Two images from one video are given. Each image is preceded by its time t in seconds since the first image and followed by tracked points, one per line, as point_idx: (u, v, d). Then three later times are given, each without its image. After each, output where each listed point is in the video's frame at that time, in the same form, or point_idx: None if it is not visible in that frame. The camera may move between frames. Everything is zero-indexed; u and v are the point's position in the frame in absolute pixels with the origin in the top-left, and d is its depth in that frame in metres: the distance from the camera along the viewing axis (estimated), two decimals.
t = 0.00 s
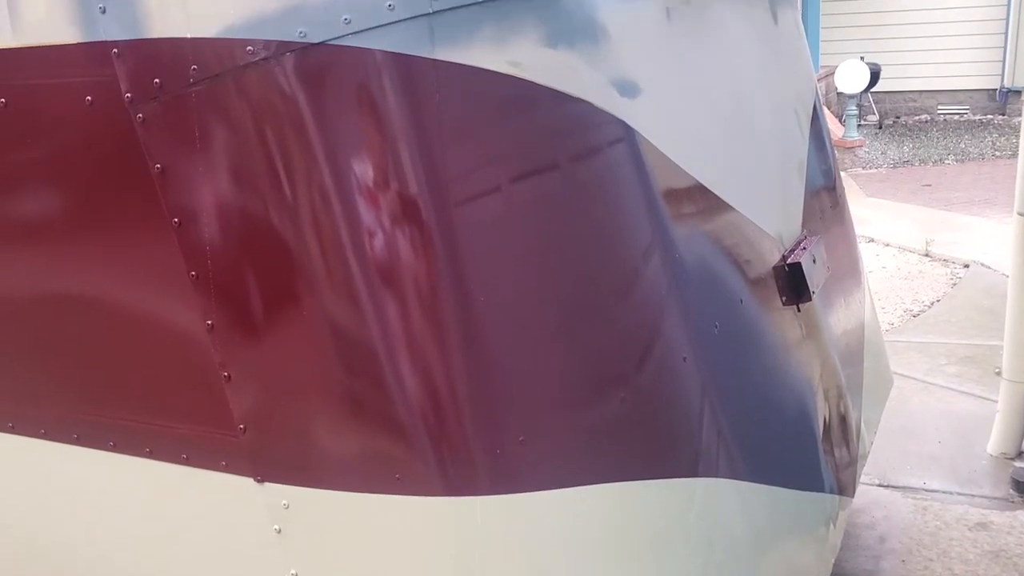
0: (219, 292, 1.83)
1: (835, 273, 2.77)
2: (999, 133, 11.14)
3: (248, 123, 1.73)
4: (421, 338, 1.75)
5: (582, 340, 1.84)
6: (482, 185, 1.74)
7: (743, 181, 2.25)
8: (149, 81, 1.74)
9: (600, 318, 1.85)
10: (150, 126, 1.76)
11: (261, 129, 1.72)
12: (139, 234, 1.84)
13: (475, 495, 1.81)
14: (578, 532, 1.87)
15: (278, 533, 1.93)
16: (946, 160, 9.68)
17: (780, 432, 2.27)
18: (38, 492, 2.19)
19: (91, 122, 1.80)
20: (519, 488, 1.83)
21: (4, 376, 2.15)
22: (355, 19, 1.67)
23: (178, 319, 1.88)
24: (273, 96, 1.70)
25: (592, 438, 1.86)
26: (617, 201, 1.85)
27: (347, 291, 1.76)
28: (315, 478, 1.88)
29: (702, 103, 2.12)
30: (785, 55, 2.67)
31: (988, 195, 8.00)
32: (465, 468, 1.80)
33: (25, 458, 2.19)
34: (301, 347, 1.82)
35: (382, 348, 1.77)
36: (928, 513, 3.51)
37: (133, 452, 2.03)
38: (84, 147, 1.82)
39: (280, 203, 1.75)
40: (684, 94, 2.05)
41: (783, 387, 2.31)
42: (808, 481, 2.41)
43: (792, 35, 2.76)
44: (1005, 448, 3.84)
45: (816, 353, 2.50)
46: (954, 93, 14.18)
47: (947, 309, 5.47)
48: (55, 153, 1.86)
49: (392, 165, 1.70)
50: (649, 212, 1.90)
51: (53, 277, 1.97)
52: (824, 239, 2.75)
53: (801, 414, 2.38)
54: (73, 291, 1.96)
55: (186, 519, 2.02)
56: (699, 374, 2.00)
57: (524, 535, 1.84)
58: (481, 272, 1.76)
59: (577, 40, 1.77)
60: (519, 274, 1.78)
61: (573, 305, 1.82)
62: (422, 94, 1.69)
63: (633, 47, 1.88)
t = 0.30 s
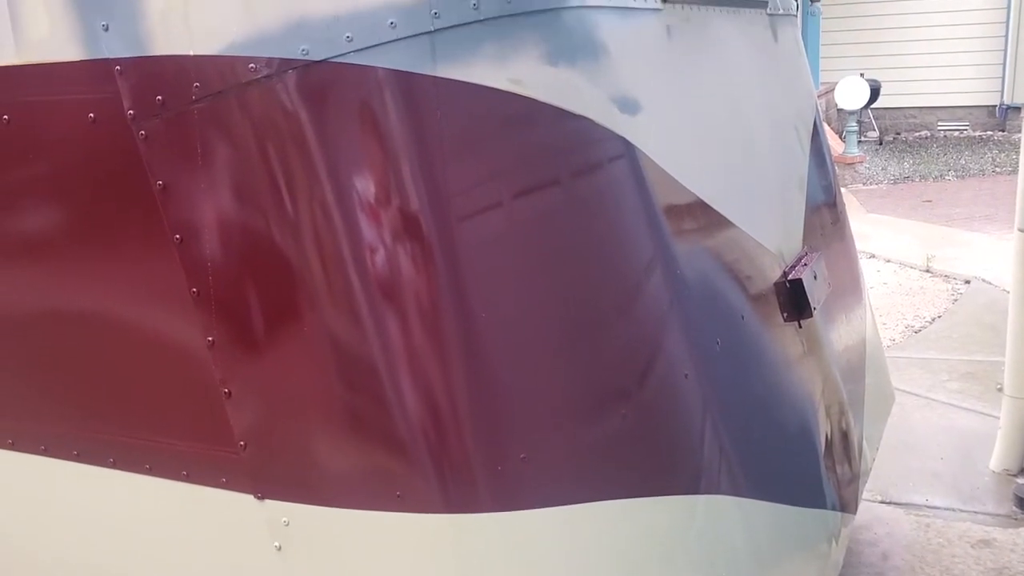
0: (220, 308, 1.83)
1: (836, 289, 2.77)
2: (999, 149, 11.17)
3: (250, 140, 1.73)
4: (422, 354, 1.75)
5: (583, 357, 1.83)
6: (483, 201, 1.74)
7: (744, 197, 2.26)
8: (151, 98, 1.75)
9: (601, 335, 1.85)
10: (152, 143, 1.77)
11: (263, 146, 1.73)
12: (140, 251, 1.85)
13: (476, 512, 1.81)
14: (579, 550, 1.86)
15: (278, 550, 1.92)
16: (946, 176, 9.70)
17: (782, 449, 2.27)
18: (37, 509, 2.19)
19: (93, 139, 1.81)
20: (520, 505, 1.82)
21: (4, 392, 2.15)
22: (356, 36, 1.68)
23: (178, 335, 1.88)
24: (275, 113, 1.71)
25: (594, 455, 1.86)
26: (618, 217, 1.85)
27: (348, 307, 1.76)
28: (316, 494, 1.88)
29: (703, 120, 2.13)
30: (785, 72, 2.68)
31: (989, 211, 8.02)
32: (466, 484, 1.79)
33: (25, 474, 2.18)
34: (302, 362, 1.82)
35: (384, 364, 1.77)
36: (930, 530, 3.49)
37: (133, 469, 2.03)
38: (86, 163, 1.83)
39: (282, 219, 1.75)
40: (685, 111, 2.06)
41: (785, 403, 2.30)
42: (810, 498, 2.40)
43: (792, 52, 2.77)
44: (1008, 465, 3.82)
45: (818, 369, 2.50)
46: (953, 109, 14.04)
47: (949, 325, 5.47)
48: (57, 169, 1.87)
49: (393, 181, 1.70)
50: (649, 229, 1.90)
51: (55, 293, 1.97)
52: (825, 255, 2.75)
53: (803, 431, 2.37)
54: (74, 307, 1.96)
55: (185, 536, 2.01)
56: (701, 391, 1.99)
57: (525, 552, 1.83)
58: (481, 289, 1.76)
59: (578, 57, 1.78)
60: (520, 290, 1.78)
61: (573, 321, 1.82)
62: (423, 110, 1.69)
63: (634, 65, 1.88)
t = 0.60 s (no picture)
0: (222, 326, 1.83)
1: (837, 307, 2.76)
2: (1000, 167, 11.19)
3: (252, 157, 1.74)
4: (424, 372, 1.75)
5: (584, 375, 1.83)
6: (485, 218, 1.75)
7: (745, 215, 2.26)
8: (154, 117, 1.75)
9: (602, 352, 1.84)
10: (155, 161, 1.77)
11: (265, 163, 1.73)
12: (142, 268, 1.85)
13: (477, 530, 1.80)
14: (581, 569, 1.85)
15: (278, 569, 1.91)
16: (947, 194, 9.71)
17: (784, 468, 2.26)
18: (37, 527, 2.18)
19: (96, 157, 1.81)
20: (520, 523, 1.81)
21: (5, 410, 2.14)
22: (358, 55, 1.69)
23: (179, 353, 1.88)
24: (277, 131, 1.72)
25: (595, 474, 1.85)
26: (619, 234, 1.85)
27: (349, 324, 1.77)
28: (316, 513, 1.87)
29: (703, 138, 2.13)
30: (785, 91, 2.70)
31: (990, 229, 8.02)
32: (467, 503, 1.79)
33: (24, 492, 2.17)
34: (303, 380, 1.82)
35: (384, 382, 1.77)
36: (934, 550, 3.47)
37: (133, 487, 2.02)
38: (89, 181, 1.83)
39: (283, 237, 1.76)
40: (685, 129, 2.06)
41: (787, 422, 2.29)
42: (812, 517, 2.39)
43: (791, 72, 2.78)
44: (1011, 485, 3.81)
45: (819, 387, 2.49)
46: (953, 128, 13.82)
47: (951, 344, 5.46)
48: (60, 187, 1.87)
49: (395, 199, 1.71)
50: (650, 246, 1.90)
51: (56, 310, 1.97)
52: (826, 273, 2.75)
53: (805, 449, 2.36)
54: (75, 325, 1.96)
55: (185, 555, 2.00)
56: (703, 409, 1.98)
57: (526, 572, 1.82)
58: (483, 306, 1.76)
59: (579, 76, 1.78)
60: (521, 308, 1.78)
61: (575, 339, 1.82)
62: (425, 129, 1.70)
63: (634, 83, 1.89)
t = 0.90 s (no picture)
0: (223, 347, 1.83)
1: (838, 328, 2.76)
2: (1000, 188, 11.21)
3: (254, 179, 1.74)
4: (425, 394, 1.75)
5: (584, 396, 1.83)
6: (486, 239, 1.75)
7: (747, 237, 2.26)
8: (157, 139, 1.76)
9: (603, 373, 1.84)
10: (157, 184, 1.78)
11: (267, 185, 1.74)
12: (144, 290, 1.85)
13: (478, 553, 1.79)
14: None
15: None
16: (947, 215, 9.73)
17: (786, 490, 2.25)
18: (36, 550, 2.17)
19: (98, 179, 1.82)
20: (521, 546, 1.80)
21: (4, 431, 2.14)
22: (361, 78, 1.70)
23: (180, 374, 1.88)
24: (279, 153, 1.72)
25: (597, 496, 1.84)
26: (620, 255, 1.85)
27: (350, 345, 1.77)
28: (317, 534, 1.87)
29: (704, 160, 2.14)
30: (784, 113, 2.71)
31: (990, 249, 8.03)
32: (468, 525, 1.78)
33: (24, 515, 2.17)
34: (304, 401, 1.82)
35: (385, 403, 1.77)
36: (937, 573, 3.45)
37: (133, 509, 2.02)
38: (91, 203, 1.84)
39: (285, 258, 1.76)
40: (686, 152, 2.07)
41: (788, 443, 2.29)
42: (815, 539, 2.37)
43: (791, 95, 2.80)
44: (1015, 507, 3.79)
45: (821, 408, 2.49)
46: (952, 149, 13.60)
47: (952, 365, 5.45)
48: (61, 209, 1.87)
49: (396, 220, 1.71)
50: (651, 267, 1.90)
51: (57, 331, 1.97)
52: (827, 294, 2.75)
53: (807, 471, 2.35)
54: (76, 346, 1.96)
55: None
56: (705, 431, 1.97)
57: None
58: (484, 327, 1.76)
59: (580, 98, 1.79)
60: (522, 328, 1.78)
61: (576, 360, 1.82)
62: (426, 151, 1.71)
63: (634, 106, 1.89)
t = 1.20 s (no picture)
0: (223, 366, 1.83)
1: (839, 348, 2.76)
2: (1000, 207, 11.22)
3: (256, 198, 1.75)
4: (425, 414, 1.75)
5: (585, 415, 1.82)
6: (486, 258, 1.75)
7: (747, 256, 2.26)
8: (159, 159, 1.77)
9: (604, 392, 1.84)
10: (158, 204, 1.78)
11: (268, 204, 1.75)
12: (144, 310, 1.85)
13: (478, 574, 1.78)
14: None
15: None
16: (947, 234, 9.74)
17: (787, 510, 2.24)
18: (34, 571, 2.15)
19: (99, 199, 1.82)
20: (521, 567, 1.80)
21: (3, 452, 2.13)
22: (362, 99, 1.71)
23: (180, 393, 1.87)
24: (280, 172, 1.73)
25: (597, 516, 1.84)
26: (621, 274, 1.85)
27: (350, 364, 1.77)
28: (317, 554, 1.87)
29: (703, 180, 2.15)
30: (783, 133, 2.72)
31: (990, 269, 8.03)
32: (467, 545, 1.78)
33: (22, 535, 2.15)
34: (304, 420, 1.81)
35: (384, 422, 1.77)
36: None
37: (133, 530, 2.01)
38: (92, 222, 1.84)
39: (286, 277, 1.76)
40: (686, 172, 2.08)
41: (789, 464, 2.28)
42: (817, 561, 2.36)
43: (789, 115, 2.81)
44: (1018, 527, 3.77)
45: (822, 428, 2.48)
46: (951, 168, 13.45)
47: (954, 384, 5.44)
48: (62, 228, 1.87)
49: (396, 240, 1.72)
50: (652, 286, 1.90)
51: (57, 350, 1.97)
52: (828, 313, 2.75)
53: (808, 491, 2.34)
54: (77, 366, 1.96)
55: None
56: (705, 451, 1.96)
57: None
58: (484, 346, 1.76)
59: (580, 118, 1.80)
60: (523, 348, 1.78)
61: (576, 379, 1.82)
62: (427, 170, 1.72)
63: (633, 126, 1.90)
